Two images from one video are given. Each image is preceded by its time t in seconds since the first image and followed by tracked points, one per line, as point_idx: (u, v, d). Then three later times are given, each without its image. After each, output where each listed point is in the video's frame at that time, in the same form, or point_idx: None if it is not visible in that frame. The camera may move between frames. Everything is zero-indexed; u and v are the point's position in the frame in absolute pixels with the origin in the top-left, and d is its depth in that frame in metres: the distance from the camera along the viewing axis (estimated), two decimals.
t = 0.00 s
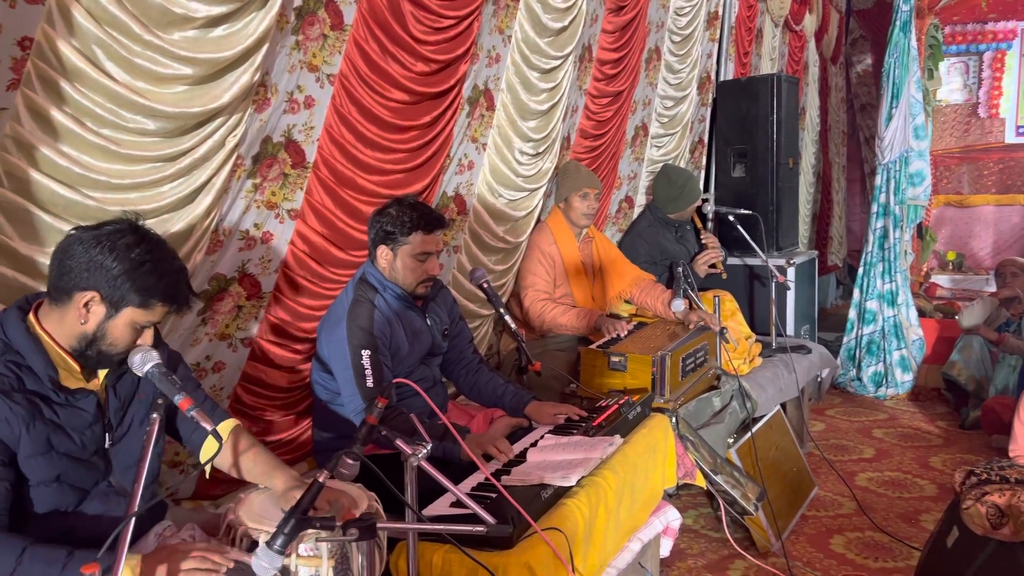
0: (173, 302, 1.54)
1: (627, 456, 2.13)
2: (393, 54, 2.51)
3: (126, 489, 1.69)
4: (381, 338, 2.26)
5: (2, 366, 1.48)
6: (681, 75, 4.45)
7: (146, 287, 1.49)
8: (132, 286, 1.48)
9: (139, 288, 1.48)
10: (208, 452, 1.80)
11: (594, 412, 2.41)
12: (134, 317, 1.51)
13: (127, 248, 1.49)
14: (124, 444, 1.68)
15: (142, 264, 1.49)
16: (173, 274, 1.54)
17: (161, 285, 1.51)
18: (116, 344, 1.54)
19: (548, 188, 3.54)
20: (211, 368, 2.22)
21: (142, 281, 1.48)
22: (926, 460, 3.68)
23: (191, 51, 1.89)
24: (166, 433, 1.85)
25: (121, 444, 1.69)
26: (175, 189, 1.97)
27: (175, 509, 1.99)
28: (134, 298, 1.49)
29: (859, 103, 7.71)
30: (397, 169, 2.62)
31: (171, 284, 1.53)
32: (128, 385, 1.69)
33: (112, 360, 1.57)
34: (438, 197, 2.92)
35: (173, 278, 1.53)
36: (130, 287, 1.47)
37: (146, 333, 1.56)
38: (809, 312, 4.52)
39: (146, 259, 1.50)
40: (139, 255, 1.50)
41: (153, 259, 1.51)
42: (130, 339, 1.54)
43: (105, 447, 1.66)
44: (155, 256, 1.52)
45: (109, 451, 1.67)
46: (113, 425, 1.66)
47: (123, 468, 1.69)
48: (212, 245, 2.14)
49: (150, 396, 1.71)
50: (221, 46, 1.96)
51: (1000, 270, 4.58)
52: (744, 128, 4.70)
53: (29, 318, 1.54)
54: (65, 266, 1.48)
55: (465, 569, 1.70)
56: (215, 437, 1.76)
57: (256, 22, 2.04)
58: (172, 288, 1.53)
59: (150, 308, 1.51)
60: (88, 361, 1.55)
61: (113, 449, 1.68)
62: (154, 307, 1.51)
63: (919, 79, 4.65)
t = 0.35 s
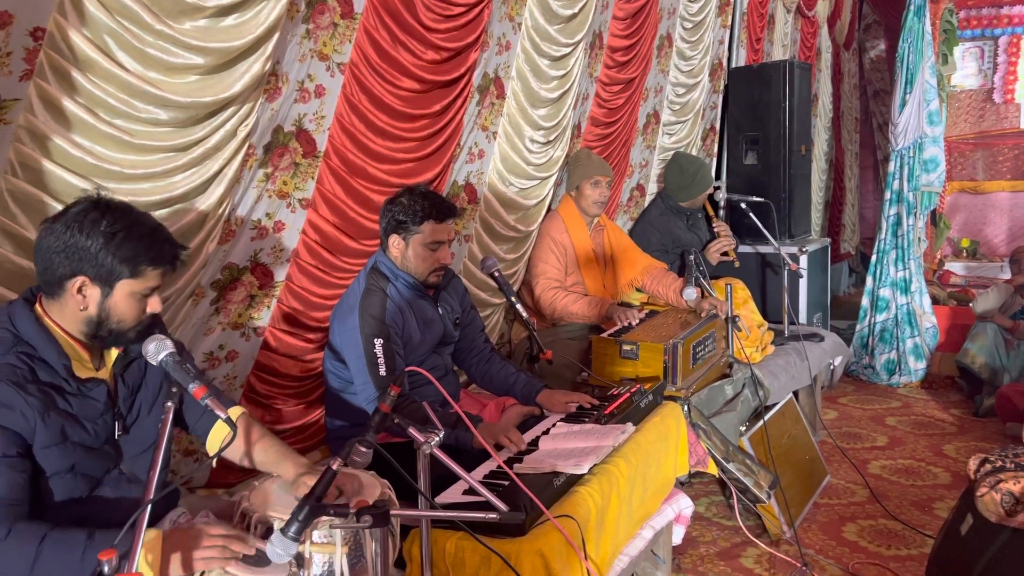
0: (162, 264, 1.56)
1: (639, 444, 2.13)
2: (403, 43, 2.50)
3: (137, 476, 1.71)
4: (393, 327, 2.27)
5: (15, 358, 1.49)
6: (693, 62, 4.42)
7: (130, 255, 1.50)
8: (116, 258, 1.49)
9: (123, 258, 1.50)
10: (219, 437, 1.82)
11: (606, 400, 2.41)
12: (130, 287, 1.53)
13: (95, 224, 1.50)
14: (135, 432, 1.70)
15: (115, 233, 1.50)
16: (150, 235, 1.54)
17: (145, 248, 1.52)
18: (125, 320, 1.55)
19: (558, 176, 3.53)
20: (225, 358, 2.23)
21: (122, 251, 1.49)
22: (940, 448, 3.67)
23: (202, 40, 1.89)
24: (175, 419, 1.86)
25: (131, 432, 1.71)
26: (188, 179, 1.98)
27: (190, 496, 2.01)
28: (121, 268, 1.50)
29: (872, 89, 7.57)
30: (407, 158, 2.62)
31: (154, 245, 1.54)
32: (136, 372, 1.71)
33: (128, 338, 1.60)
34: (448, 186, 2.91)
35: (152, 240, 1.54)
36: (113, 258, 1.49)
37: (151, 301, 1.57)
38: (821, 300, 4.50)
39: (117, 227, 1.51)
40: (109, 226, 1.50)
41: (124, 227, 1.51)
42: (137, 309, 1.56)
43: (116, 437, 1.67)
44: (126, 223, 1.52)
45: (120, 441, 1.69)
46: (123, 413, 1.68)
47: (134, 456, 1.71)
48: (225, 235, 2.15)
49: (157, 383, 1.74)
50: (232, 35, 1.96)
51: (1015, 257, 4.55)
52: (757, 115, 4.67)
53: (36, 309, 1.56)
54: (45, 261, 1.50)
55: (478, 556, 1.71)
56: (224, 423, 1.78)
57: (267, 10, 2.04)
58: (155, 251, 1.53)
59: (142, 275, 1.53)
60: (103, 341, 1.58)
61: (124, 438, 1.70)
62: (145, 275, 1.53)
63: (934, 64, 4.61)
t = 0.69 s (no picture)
0: (174, 260, 1.56)
1: (642, 430, 2.13)
2: (404, 28, 2.49)
3: (140, 459, 1.73)
4: (397, 313, 2.26)
5: (19, 342, 1.49)
6: (697, 47, 4.39)
7: (145, 248, 1.50)
8: (131, 249, 1.49)
9: (138, 250, 1.49)
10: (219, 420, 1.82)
11: (609, 386, 2.40)
12: (139, 279, 1.52)
13: (117, 213, 1.49)
14: (139, 415, 1.72)
15: (134, 225, 1.49)
16: (168, 231, 1.54)
17: (160, 243, 1.52)
18: (129, 310, 1.55)
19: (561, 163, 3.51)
20: (228, 344, 2.23)
21: (139, 243, 1.49)
22: (944, 434, 3.66)
23: (202, 25, 1.88)
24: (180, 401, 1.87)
25: (135, 415, 1.73)
26: (189, 165, 1.97)
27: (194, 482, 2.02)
28: (134, 261, 1.50)
29: (877, 74, 7.33)
30: (410, 144, 2.61)
31: (169, 241, 1.54)
32: (140, 356, 1.72)
33: (128, 327, 1.60)
34: (451, 172, 2.90)
35: (169, 236, 1.54)
36: (129, 250, 1.48)
37: (155, 295, 1.57)
38: (826, 286, 4.48)
39: (138, 219, 1.50)
40: (129, 218, 1.50)
41: (144, 219, 1.51)
42: (141, 302, 1.55)
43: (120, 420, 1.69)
44: (147, 216, 1.53)
45: (124, 423, 1.70)
46: (127, 396, 1.69)
47: (138, 438, 1.73)
48: (227, 222, 2.14)
49: (160, 366, 1.75)
50: (232, 20, 1.95)
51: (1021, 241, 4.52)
52: (761, 101, 4.64)
53: (38, 294, 1.56)
54: (60, 242, 1.49)
55: (481, 540, 1.72)
56: (224, 406, 1.78)
57: None
58: (171, 246, 1.54)
59: (153, 268, 1.53)
60: (103, 330, 1.57)
61: (128, 420, 1.71)
62: (156, 268, 1.53)
63: (939, 48, 4.58)
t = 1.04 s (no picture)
0: (178, 243, 1.55)
1: (641, 411, 2.13)
2: (403, 9, 2.47)
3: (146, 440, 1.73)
4: (398, 296, 2.26)
5: (21, 328, 1.49)
6: (698, 29, 4.36)
7: (148, 230, 1.49)
8: (135, 232, 1.48)
9: (141, 232, 1.49)
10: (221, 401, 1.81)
11: (609, 368, 2.41)
12: (143, 262, 1.52)
13: (120, 195, 1.49)
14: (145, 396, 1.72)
15: (138, 207, 1.49)
16: (172, 214, 1.53)
17: (164, 226, 1.51)
18: (134, 292, 1.55)
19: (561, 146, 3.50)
20: (229, 328, 2.24)
21: (143, 225, 1.49)
22: (944, 416, 3.66)
23: (198, 6, 1.87)
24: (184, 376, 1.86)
25: (142, 396, 1.72)
26: (187, 148, 1.96)
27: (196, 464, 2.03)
28: (138, 242, 1.49)
29: (880, 58, 7.35)
30: (409, 127, 2.60)
31: (173, 224, 1.53)
32: (146, 337, 1.71)
33: (133, 309, 1.60)
34: (450, 155, 2.89)
35: (173, 218, 1.53)
36: (133, 232, 1.48)
37: (161, 278, 1.57)
38: (827, 270, 4.48)
39: (141, 202, 1.50)
40: (133, 199, 1.49)
41: (148, 201, 1.51)
42: (145, 285, 1.55)
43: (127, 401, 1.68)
44: (150, 198, 1.52)
45: (132, 404, 1.70)
46: (133, 377, 1.69)
47: (145, 420, 1.73)
48: (226, 204, 2.14)
49: (166, 348, 1.74)
50: (229, 1, 1.94)
51: None
52: (763, 84, 4.62)
53: (42, 278, 1.56)
54: (64, 224, 1.49)
55: (481, 521, 1.72)
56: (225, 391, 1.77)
57: None
58: (175, 229, 1.53)
59: (158, 252, 1.52)
60: (109, 314, 1.58)
61: (134, 401, 1.71)
62: (161, 251, 1.52)
63: (941, 29, 4.54)
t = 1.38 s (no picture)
0: (172, 229, 1.54)
1: (639, 397, 2.13)
2: None
3: (145, 427, 1.72)
4: (399, 283, 2.26)
5: (16, 314, 1.49)
6: (697, 14, 4.32)
7: (141, 216, 1.49)
8: (127, 218, 1.48)
9: (134, 219, 1.48)
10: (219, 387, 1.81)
11: (607, 354, 2.41)
12: (136, 248, 1.51)
13: (112, 181, 1.49)
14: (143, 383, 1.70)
15: (130, 193, 1.48)
16: (164, 199, 1.53)
17: (156, 212, 1.51)
18: (127, 279, 1.54)
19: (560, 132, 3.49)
20: (227, 315, 2.24)
21: (135, 211, 1.48)
22: (943, 401, 3.67)
23: None
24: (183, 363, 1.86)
25: (139, 383, 1.71)
26: (184, 134, 1.96)
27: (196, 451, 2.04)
28: (131, 229, 1.49)
29: (880, 41, 7.18)
30: (407, 112, 2.59)
31: (166, 211, 1.52)
32: (141, 324, 1.70)
33: (127, 296, 1.59)
34: (449, 142, 2.88)
35: (166, 204, 1.53)
36: (125, 218, 1.48)
37: (155, 264, 1.56)
38: (826, 256, 4.48)
39: (133, 187, 1.49)
40: (125, 185, 1.49)
41: (140, 187, 1.50)
42: (139, 270, 1.54)
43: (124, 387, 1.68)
44: (142, 184, 1.52)
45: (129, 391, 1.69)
46: (130, 363, 1.68)
47: (143, 407, 1.71)
48: (223, 191, 2.13)
49: (162, 334, 1.73)
50: None
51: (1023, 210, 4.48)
52: (762, 69, 4.59)
53: (36, 265, 1.56)
54: (56, 211, 1.49)
55: (479, 506, 1.73)
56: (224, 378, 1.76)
57: None
58: (168, 215, 1.52)
59: (150, 238, 1.52)
60: (103, 300, 1.57)
61: (131, 388, 1.70)
62: (154, 237, 1.52)
63: (942, 14, 4.51)
